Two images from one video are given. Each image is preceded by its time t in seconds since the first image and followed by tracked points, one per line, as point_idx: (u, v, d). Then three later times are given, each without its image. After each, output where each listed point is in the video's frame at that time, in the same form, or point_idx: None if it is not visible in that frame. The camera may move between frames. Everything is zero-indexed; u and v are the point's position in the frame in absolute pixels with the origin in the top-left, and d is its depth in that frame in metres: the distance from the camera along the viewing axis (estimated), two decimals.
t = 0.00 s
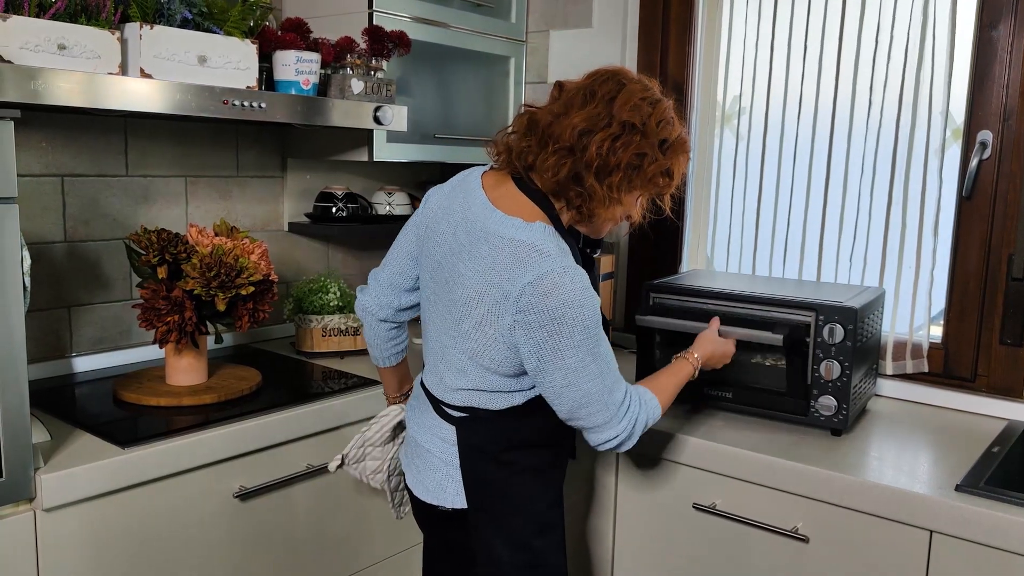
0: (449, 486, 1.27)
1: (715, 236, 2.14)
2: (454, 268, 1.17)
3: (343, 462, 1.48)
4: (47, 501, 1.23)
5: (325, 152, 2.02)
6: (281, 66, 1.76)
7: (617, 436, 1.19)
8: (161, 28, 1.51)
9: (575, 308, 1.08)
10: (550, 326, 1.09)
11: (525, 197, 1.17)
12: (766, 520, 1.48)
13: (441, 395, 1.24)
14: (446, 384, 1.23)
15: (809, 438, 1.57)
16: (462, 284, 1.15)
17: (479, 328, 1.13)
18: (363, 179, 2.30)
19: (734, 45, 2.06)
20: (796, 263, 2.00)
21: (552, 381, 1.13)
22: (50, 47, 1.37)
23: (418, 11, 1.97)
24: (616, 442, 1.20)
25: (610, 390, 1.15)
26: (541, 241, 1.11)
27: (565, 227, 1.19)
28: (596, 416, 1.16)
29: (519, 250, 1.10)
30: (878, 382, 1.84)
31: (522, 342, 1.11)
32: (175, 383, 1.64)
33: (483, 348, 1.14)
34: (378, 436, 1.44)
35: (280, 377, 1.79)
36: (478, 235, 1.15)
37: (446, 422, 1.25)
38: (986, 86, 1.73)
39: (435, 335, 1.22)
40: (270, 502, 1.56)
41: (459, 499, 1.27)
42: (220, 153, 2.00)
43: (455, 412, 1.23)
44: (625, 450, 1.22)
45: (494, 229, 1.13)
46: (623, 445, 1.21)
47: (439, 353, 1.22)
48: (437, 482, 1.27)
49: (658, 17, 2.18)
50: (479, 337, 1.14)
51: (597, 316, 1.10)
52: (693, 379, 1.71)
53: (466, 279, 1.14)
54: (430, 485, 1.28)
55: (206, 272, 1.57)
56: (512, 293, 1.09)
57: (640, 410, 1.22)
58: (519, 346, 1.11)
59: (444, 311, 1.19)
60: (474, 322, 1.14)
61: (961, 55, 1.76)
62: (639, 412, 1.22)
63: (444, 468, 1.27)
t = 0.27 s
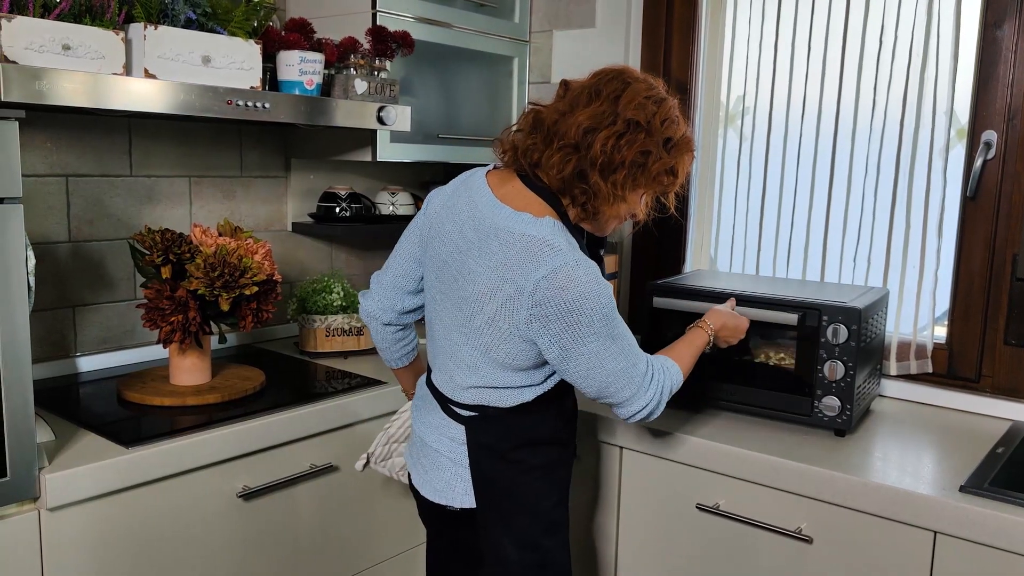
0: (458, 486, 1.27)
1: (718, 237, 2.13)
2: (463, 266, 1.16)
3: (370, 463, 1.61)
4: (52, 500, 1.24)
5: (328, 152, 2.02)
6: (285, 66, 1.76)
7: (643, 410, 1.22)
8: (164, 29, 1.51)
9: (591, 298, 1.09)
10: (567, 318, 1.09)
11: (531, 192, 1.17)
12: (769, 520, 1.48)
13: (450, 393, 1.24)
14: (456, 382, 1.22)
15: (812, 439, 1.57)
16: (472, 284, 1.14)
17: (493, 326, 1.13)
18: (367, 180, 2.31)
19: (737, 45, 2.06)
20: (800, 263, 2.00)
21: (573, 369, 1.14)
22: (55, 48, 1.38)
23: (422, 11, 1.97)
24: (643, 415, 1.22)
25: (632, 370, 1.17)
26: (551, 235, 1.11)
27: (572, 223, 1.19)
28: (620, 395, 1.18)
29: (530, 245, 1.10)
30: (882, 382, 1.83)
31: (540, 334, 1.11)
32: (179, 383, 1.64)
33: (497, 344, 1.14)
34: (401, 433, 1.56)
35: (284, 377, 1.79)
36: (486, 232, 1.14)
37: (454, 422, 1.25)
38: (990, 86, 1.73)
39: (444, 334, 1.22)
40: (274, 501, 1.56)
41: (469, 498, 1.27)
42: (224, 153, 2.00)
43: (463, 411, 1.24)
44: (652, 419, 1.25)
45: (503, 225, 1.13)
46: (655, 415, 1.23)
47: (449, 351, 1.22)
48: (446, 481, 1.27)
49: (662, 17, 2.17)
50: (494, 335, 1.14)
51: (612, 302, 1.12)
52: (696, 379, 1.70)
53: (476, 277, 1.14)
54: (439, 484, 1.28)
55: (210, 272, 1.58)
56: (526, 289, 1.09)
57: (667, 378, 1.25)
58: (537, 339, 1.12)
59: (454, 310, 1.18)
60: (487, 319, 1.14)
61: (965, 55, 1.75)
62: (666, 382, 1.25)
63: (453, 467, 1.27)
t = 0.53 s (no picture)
0: (466, 485, 1.26)
1: (719, 237, 2.13)
2: (469, 262, 1.17)
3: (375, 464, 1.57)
4: (52, 500, 1.24)
5: (329, 152, 2.02)
6: (286, 66, 1.76)
7: (648, 423, 1.20)
8: (165, 29, 1.51)
9: (597, 297, 1.09)
10: (573, 316, 1.09)
11: (534, 188, 1.18)
12: (770, 521, 1.48)
13: (455, 391, 1.24)
14: (461, 379, 1.22)
15: (813, 439, 1.57)
16: (479, 281, 1.15)
17: (499, 324, 1.13)
18: (367, 180, 2.31)
19: (737, 45, 2.06)
20: (801, 263, 2.00)
21: (578, 369, 1.14)
22: (55, 48, 1.38)
23: (422, 11, 1.97)
24: (648, 429, 1.21)
25: (642, 378, 1.17)
26: (558, 232, 1.11)
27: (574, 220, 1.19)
28: (623, 404, 1.17)
29: (537, 241, 1.10)
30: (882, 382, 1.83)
31: (544, 332, 1.11)
32: (180, 383, 1.64)
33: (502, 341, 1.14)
34: (404, 429, 1.53)
35: (284, 377, 1.80)
36: (493, 228, 1.14)
37: (460, 421, 1.25)
38: (990, 86, 1.73)
39: (449, 331, 1.22)
40: (274, 501, 1.56)
41: (477, 497, 1.26)
42: (224, 153, 2.00)
43: (470, 411, 1.24)
44: (656, 439, 1.23)
45: (511, 222, 1.13)
46: (663, 430, 1.22)
47: (454, 349, 1.22)
48: (453, 480, 1.27)
49: (662, 17, 2.17)
50: (500, 332, 1.14)
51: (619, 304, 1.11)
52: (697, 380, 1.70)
53: (483, 274, 1.14)
54: (446, 484, 1.27)
55: (210, 272, 1.58)
56: (532, 284, 1.09)
57: (679, 393, 1.24)
58: (543, 338, 1.12)
59: (460, 306, 1.18)
60: (492, 315, 1.14)
61: (965, 55, 1.75)
62: (678, 396, 1.24)
63: (460, 466, 1.26)
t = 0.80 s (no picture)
0: (463, 485, 1.26)
1: (718, 237, 2.13)
2: (477, 263, 1.16)
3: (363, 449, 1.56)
4: (51, 500, 1.24)
5: (328, 152, 2.02)
6: (285, 66, 1.76)
7: (669, 414, 1.23)
8: (164, 29, 1.51)
9: (610, 303, 1.09)
10: (587, 323, 1.10)
11: (549, 200, 1.17)
12: (769, 520, 1.48)
13: (456, 390, 1.24)
14: (463, 378, 1.22)
15: (812, 438, 1.57)
16: (487, 287, 1.14)
17: (510, 329, 1.13)
18: (366, 179, 2.31)
19: (737, 44, 2.06)
20: (800, 263, 2.00)
21: (593, 370, 1.15)
22: (54, 47, 1.38)
23: (422, 11, 1.97)
24: (671, 418, 1.23)
25: (671, 375, 1.18)
26: (570, 240, 1.11)
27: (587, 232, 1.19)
28: (640, 399, 1.19)
29: (549, 249, 1.10)
30: (881, 382, 1.83)
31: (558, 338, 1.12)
32: (179, 382, 1.64)
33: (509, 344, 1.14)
34: (395, 417, 1.51)
35: (283, 377, 1.79)
36: (503, 232, 1.14)
37: (459, 421, 1.25)
38: (990, 85, 1.73)
39: (452, 328, 1.22)
40: (273, 501, 1.56)
41: (474, 497, 1.26)
42: (224, 153, 2.00)
43: (468, 410, 1.24)
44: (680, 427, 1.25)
45: (520, 227, 1.13)
46: (694, 420, 1.24)
47: (457, 347, 1.22)
48: (450, 480, 1.27)
49: (661, 16, 2.17)
50: (511, 337, 1.14)
51: (634, 309, 1.12)
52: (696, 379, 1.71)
53: (492, 279, 1.14)
54: (443, 484, 1.27)
55: (209, 272, 1.58)
56: (544, 292, 1.09)
57: (713, 381, 1.25)
58: (558, 343, 1.12)
59: (466, 305, 1.18)
60: (502, 319, 1.14)
61: (964, 55, 1.75)
62: (713, 384, 1.25)
63: (457, 466, 1.26)
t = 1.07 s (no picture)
0: (462, 485, 1.26)
1: (718, 236, 2.13)
2: (482, 267, 1.16)
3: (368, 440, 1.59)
4: (51, 500, 1.24)
5: (328, 152, 2.02)
6: (285, 66, 1.76)
7: (670, 419, 1.23)
8: (164, 28, 1.51)
9: (616, 314, 1.09)
10: (592, 332, 1.10)
11: (559, 210, 1.16)
12: (769, 520, 1.48)
13: (456, 391, 1.24)
14: (464, 380, 1.22)
15: (812, 438, 1.57)
16: (493, 293, 1.14)
17: (514, 335, 1.13)
18: (366, 179, 2.31)
19: (736, 44, 2.06)
20: (800, 263, 2.00)
21: (596, 377, 1.15)
22: (54, 47, 1.38)
23: (421, 10, 1.97)
24: (672, 422, 1.24)
25: (674, 381, 1.18)
26: (576, 249, 1.11)
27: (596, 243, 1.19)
28: (642, 406, 1.19)
29: (555, 258, 1.09)
30: (881, 381, 1.83)
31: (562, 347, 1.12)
32: (179, 382, 1.64)
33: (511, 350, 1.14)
34: (401, 407, 1.55)
35: (283, 377, 1.79)
36: (510, 237, 1.14)
37: (459, 421, 1.25)
38: (990, 84, 1.73)
39: (454, 329, 1.22)
40: (273, 501, 1.56)
41: (474, 497, 1.26)
42: (223, 153, 2.00)
43: (468, 411, 1.24)
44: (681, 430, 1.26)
45: (526, 234, 1.12)
46: (697, 423, 1.25)
47: (459, 349, 1.22)
48: (450, 480, 1.27)
49: (661, 16, 2.17)
50: (515, 344, 1.14)
51: (640, 320, 1.12)
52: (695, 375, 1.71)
53: (498, 286, 1.14)
54: (443, 484, 1.27)
55: (209, 271, 1.57)
56: (550, 301, 1.09)
57: (716, 386, 1.26)
58: (563, 351, 1.12)
59: (470, 308, 1.18)
60: (507, 326, 1.14)
61: (964, 54, 1.75)
62: (716, 388, 1.25)
63: (457, 467, 1.26)
